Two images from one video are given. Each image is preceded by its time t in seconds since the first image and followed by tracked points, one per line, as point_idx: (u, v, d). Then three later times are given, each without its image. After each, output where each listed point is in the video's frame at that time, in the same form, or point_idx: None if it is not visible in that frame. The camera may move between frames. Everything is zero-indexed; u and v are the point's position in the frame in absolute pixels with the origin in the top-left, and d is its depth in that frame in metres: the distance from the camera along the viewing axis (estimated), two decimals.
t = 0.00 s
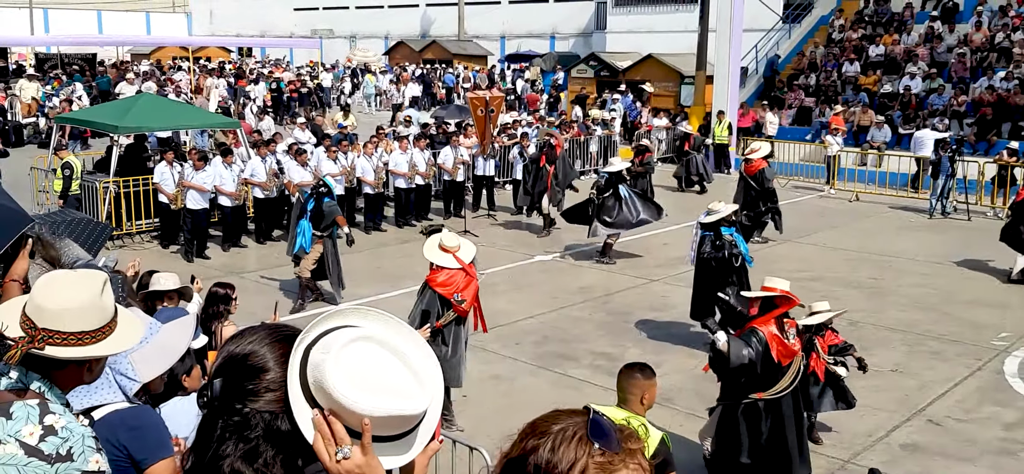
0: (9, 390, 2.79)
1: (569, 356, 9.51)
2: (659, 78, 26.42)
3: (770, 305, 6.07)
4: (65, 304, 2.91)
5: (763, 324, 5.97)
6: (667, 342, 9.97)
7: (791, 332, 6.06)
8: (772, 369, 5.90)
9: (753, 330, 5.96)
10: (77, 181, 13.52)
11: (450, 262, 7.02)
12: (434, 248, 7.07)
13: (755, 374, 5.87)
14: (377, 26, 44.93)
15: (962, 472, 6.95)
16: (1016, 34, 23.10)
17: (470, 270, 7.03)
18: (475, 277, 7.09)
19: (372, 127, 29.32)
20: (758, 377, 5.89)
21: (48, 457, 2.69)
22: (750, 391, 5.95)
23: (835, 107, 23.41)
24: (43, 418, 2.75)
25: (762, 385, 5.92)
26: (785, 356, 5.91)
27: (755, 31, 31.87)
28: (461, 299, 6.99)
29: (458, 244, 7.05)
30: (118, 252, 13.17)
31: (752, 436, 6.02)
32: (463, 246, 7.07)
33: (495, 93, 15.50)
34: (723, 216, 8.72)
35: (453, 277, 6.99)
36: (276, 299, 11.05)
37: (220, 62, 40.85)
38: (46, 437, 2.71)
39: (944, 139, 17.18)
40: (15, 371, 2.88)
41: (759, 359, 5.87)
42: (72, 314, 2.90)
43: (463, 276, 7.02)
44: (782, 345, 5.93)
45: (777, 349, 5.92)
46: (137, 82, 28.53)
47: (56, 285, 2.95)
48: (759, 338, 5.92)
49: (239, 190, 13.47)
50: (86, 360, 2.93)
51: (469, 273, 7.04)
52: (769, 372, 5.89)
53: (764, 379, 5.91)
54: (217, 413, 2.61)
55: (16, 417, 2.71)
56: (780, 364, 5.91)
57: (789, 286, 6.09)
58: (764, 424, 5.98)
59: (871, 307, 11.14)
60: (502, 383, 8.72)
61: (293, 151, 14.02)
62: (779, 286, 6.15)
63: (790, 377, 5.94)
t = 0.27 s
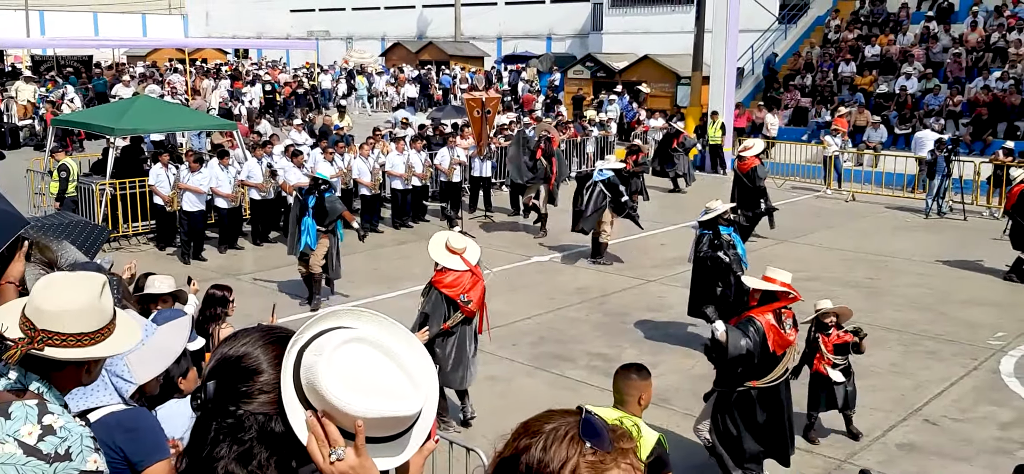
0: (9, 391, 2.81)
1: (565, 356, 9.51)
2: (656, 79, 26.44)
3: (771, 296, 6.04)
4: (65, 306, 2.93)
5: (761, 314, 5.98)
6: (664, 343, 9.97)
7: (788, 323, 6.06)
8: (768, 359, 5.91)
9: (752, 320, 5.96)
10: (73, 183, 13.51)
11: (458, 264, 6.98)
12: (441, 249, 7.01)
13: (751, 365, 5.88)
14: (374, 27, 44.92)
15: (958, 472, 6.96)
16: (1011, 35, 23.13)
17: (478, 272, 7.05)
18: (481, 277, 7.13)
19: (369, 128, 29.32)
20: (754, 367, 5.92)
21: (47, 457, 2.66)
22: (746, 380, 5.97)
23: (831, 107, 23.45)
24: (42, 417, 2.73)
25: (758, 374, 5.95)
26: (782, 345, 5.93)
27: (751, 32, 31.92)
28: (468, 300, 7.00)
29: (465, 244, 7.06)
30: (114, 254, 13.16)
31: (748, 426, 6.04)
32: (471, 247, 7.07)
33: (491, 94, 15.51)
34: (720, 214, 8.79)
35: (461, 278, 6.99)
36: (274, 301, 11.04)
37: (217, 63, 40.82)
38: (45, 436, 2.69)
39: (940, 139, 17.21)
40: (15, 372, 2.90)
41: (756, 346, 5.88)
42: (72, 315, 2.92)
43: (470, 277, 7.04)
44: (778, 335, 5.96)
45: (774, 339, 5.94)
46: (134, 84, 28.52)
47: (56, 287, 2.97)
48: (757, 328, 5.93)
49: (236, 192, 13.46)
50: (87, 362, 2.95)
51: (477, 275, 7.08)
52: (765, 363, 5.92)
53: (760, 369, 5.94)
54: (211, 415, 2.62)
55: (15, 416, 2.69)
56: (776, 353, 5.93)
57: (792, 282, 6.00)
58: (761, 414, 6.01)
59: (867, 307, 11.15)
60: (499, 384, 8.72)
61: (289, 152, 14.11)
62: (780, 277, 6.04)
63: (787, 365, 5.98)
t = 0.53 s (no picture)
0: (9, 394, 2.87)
1: (562, 357, 9.52)
2: (651, 80, 26.47)
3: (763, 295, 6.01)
4: (60, 307, 2.97)
5: (750, 313, 5.99)
6: (660, 343, 9.99)
7: (780, 323, 6.02)
8: (758, 356, 5.94)
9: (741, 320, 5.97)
10: (68, 186, 13.50)
11: (468, 262, 6.98)
12: (452, 247, 7.02)
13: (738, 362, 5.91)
14: (369, 29, 44.90)
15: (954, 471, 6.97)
16: (1005, 34, 23.20)
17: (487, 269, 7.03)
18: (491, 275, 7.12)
19: (365, 129, 29.32)
20: (745, 365, 5.95)
21: (42, 457, 2.67)
22: (736, 378, 6.01)
23: (826, 108, 23.50)
24: (37, 419, 2.75)
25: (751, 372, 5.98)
26: (773, 344, 5.95)
27: (745, 33, 31.96)
28: (477, 296, 6.97)
29: (476, 243, 7.06)
30: (109, 257, 13.15)
31: (744, 424, 6.05)
32: (480, 246, 7.07)
33: (486, 95, 15.51)
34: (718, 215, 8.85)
35: (471, 275, 6.98)
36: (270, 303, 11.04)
37: (212, 66, 40.79)
38: (40, 437, 2.70)
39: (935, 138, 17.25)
40: (11, 377, 2.94)
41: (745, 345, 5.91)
42: (61, 316, 2.95)
43: (479, 273, 7.00)
44: (769, 334, 5.96)
45: (766, 338, 5.95)
46: (129, 86, 28.48)
47: (47, 287, 3.00)
48: (747, 328, 5.94)
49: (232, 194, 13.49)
50: (83, 360, 2.99)
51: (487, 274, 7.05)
52: (757, 361, 5.95)
53: (752, 367, 5.97)
54: (204, 418, 2.62)
55: (10, 419, 2.71)
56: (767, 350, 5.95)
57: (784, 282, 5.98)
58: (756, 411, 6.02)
59: (863, 306, 11.17)
60: (496, 385, 8.72)
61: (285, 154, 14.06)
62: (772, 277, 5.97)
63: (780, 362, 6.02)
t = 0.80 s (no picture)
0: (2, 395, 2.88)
1: (557, 358, 9.57)
2: (646, 82, 26.54)
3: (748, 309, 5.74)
4: (45, 308, 3.03)
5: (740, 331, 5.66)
6: (655, 343, 10.05)
7: (771, 336, 5.69)
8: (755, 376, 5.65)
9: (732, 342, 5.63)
10: (64, 189, 13.54)
11: (471, 269, 7.02)
12: (454, 253, 7.04)
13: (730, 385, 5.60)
14: (364, 31, 44.92)
15: (945, 468, 7.05)
16: (995, 35, 23.34)
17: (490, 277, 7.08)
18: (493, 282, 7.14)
19: (360, 131, 29.38)
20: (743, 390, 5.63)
21: (35, 459, 2.73)
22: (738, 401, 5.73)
23: (818, 109, 23.62)
24: (29, 421, 2.80)
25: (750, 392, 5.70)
26: (769, 359, 5.67)
27: (738, 34, 32.08)
28: (479, 304, 7.02)
29: (479, 250, 7.08)
30: (105, 260, 13.18)
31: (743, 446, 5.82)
32: (483, 254, 7.12)
33: (481, 97, 15.57)
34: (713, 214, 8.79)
35: (476, 283, 7.04)
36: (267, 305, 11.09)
37: (207, 68, 40.77)
38: (32, 439, 2.76)
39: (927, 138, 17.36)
40: None
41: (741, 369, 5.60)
42: (48, 319, 3.01)
43: (482, 282, 7.06)
44: (764, 351, 5.64)
45: (762, 358, 5.64)
46: (124, 90, 28.49)
47: (30, 288, 3.06)
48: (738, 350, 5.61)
49: (228, 196, 13.52)
50: (71, 359, 3.05)
51: (491, 280, 7.11)
52: (754, 382, 5.65)
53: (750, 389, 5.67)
54: (199, 420, 2.69)
55: (2, 420, 2.75)
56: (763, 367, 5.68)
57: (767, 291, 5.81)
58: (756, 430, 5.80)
59: (856, 306, 11.24)
60: (492, 386, 8.77)
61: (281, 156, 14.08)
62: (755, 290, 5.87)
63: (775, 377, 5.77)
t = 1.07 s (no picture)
0: None
1: (552, 359, 9.55)
2: (639, 82, 26.54)
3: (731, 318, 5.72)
4: (28, 310, 3.00)
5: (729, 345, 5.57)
6: (649, 344, 10.03)
7: (757, 339, 5.59)
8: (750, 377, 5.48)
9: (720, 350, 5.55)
10: (56, 191, 13.46)
11: (466, 273, 6.98)
12: (448, 257, 7.00)
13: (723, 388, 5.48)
14: (357, 32, 44.82)
15: (940, 468, 7.03)
16: (988, 35, 23.38)
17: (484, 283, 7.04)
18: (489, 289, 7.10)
19: (353, 133, 29.33)
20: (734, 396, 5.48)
21: (24, 462, 2.71)
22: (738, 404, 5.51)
23: (812, 109, 23.64)
24: (17, 424, 2.76)
25: (746, 397, 5.50)
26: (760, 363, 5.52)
27: (731, 35, 32.12)
28: (475, 310, 6.98)
29: (473, 255, 7.06)
30: (97, 262, 13.11)
31: (746, 456, 5.57)
32: (478, 258, 7.09)
33: (474, 98, 15.54)
34: (714, 221, 8.79)
35: (471, 289, 6.99)
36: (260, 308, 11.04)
37: (200, 70, 40.67)
38: (22, 442, 2.73)
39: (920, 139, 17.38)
40: None
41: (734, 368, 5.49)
42: (30, 322, 2.96)
43: (478, 287, 7.02)
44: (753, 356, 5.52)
45: (751, 361, 5.51)
46: (116, 92, 28.38)
47: (13, 290, 3.01)
48: (727, 357, 5.51)
49: (220, 198, 13.46)
50: (58, 360, 3.00)
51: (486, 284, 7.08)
52: (745, 387, 5.48)
53: (743, 394, 5.49)
54: (187, 424, 2.65)
55: None
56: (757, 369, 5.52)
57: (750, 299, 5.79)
58: (758, 439, 5.53)
59: (850, 306, 11.23)
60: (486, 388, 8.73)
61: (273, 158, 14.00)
62: (737, 298, 5.89)
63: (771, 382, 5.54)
